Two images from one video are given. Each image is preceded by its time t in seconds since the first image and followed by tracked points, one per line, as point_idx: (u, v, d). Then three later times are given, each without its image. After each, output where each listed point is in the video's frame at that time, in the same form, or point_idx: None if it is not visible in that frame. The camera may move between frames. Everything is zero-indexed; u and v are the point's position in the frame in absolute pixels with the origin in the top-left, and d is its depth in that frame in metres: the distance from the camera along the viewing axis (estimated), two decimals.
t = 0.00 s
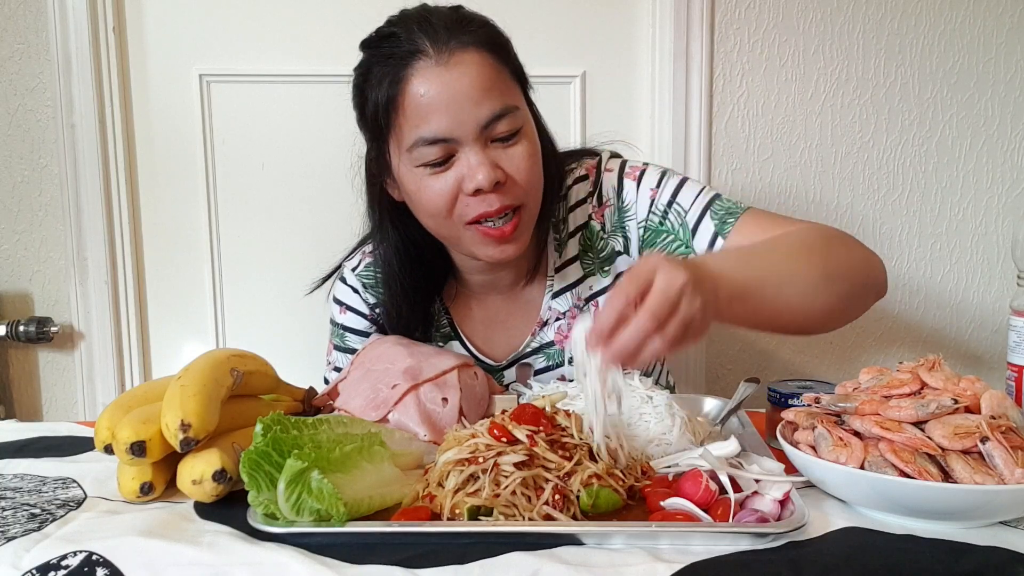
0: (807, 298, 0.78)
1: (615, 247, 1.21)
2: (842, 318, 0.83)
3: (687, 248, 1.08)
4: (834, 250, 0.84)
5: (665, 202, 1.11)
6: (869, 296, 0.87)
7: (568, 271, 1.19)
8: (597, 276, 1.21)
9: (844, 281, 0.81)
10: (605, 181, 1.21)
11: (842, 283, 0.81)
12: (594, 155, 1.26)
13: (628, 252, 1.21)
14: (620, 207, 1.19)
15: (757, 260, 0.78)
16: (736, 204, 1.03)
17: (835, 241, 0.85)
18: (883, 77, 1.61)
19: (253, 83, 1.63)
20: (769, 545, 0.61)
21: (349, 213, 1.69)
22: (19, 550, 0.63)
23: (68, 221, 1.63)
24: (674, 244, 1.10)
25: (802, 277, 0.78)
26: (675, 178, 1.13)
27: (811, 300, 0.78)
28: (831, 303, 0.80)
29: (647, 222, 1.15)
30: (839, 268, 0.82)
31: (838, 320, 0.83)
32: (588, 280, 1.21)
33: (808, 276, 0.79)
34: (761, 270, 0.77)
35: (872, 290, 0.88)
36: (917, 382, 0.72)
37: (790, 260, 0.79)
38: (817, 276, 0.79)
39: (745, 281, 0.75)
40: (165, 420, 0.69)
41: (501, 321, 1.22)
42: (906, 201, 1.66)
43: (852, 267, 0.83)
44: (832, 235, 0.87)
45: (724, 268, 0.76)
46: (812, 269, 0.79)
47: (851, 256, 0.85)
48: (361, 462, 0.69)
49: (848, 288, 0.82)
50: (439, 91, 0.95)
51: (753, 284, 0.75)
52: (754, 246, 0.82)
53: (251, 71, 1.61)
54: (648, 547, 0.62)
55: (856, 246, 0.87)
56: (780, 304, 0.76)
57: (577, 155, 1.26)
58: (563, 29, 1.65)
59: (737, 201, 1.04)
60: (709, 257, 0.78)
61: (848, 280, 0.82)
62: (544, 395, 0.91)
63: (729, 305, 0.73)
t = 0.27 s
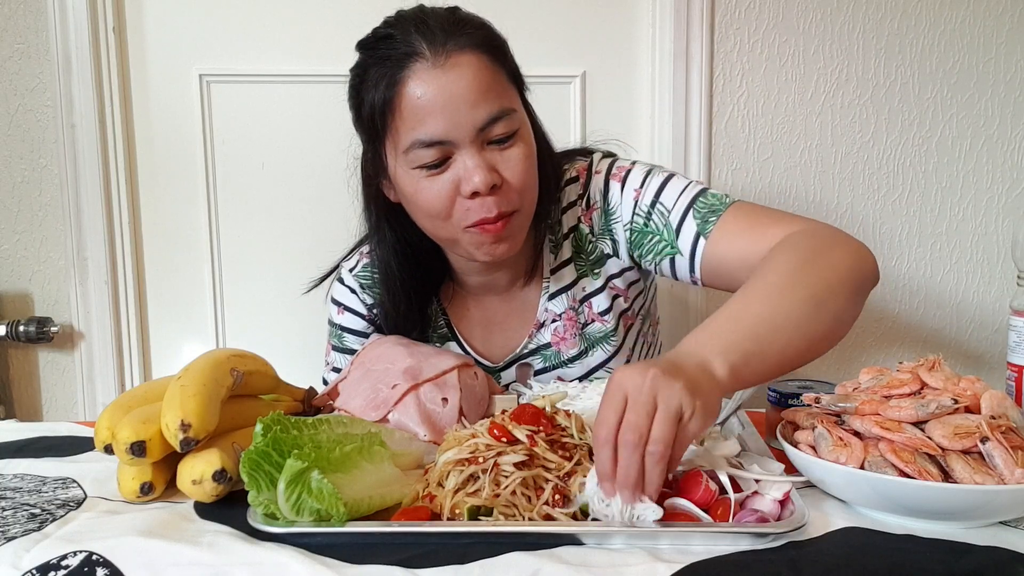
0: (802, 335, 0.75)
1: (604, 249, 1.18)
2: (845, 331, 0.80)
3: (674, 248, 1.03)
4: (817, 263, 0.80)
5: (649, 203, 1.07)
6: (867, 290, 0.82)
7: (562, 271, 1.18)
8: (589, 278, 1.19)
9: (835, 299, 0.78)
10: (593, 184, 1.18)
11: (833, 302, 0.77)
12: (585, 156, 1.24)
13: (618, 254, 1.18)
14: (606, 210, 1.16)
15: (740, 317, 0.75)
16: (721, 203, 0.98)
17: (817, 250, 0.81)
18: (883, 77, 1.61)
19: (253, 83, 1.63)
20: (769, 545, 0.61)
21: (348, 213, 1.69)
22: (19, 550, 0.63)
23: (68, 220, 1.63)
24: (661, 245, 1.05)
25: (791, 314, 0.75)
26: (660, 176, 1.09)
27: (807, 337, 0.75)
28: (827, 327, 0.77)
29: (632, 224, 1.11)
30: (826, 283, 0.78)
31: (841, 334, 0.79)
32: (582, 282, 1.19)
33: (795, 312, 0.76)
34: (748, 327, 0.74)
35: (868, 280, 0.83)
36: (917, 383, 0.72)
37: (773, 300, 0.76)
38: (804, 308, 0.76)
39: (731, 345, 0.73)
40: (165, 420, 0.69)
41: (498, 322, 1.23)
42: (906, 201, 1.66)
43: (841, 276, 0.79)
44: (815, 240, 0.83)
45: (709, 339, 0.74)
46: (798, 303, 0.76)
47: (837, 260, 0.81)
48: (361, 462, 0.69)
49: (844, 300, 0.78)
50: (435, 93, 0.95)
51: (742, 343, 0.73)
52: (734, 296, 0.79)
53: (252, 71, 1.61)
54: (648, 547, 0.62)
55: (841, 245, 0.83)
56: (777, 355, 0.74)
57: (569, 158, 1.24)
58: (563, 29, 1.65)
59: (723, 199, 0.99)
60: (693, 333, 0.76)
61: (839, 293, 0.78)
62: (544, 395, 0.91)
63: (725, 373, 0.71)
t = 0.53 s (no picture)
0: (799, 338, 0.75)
1: (600, 250, 1.18)
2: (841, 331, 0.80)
3: (669, 249, 1.02)
4: (814, 263, 0.79)
5: (643, 202, 1.07)
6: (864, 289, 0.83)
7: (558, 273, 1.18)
8: (586, 278, 1.19)
9: (832, 300, 0.78)
10: (589, 185, 1.19)
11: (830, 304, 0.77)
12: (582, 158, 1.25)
13: (614, 254, 1.18)
14: (602, 210, 1.16)
15: (738, 324, 0.75)
16: (715, 201, 0.98)
17: (812, 249, 0.81)
18: (883, 77, 1.61)
19: (253, 83, 1.63)
20: (769, 545, 0.61)
21: (349, 213, 1.69)
22: (19, 549, 0.63)
23: (68, 220, 1.63)
24: (656, 244, 1.05)
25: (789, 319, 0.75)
26: (654, 176, 1.09)
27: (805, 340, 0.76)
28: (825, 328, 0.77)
29: (627, 224, 1.11)
30: (822, 284, 0.78)
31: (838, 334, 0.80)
32: (578, 282, 1.19)
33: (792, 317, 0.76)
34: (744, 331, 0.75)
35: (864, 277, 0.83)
36: (917, 382, 0.72)
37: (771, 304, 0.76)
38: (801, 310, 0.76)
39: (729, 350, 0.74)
40: (165, 420, 0.69)
41: (496, 322, 1.23)
42: (906, 201, 1.66)
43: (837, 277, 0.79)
44: (811, 240, 0.83)
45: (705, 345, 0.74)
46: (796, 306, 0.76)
47: (833, 259, 0.80)
48: (361, 462, 0.69)
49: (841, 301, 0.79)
50: (426, 93, 0.95)
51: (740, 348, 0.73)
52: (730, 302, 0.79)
53: (252, 71, 1.62)
54: (648, 547, 0.62)
55: (835, 245, 0.83)
56: (776, 358, 0.74)
57: (565, 159, 1.25)
58: (563, 29, 1.65)
59: (718, 198, 0.99)
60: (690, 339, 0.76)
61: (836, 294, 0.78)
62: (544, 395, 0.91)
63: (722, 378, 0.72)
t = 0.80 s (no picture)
0: (796, 272, 0.81)
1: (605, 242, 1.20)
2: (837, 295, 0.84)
3: (677, 238, 1.07)
4: (826, 233, 0.87)
5: (653, 194, 1.10)
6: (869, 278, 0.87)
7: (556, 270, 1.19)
8: (589, 272, 1.20)
9: (834, 259, 0.84)
10: (594, 178, 1.22)
11: (830, 260, 0.83)
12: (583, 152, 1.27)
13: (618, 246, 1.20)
14: (608, 202, 1.19)
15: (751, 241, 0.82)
16: (722, 193, 1.02)
17: (823, 222, 0.89)
18: (883, 77, 1.61)
19: (253, 83, 1.63)
20: (768, 545, 0.61)
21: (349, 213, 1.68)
22: (19, 550, 0.63)
23: (68, 220, 1.63)
24: (664, 236, 1.09)
25: (793, 253, 0.82)
26: (663, 170, 1.12)
27: (799, 275, 0.81)
28: (823, 280, 0.82)
29: (636, 215, 1.14)
30: (828, 246, 0.85)
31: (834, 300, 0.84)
32: (579, 276, 1.20)
33: (798, 255, 0.82)
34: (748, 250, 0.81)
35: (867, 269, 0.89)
36: (917, 382, 0.72)
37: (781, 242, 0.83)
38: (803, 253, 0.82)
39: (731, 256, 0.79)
40: (165, 420, 0.69)
41: (493, 318, 1.22)
42: (906, 201, 1.66)
43: (843, 247, 0.86)
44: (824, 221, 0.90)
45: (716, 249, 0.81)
46: (803, 248, 0.83)
47: (840, 237, 0.87)
48: (361, 462, 0.69)
49: (844, 264, 0.84)
50: (416, 86, 0.95)
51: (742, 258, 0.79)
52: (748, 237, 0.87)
53: (252, 71, 1.62)
54: (648, 547, 0.62)
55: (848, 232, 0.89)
56: (769, 274, 0.79)
57: (565, 154, 1.27)
58: (563, 29, 1.65)
59: (724, 192, 1.02)
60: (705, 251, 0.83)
61: (838, 257, 0.84)
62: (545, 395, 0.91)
63: (728, 278, 0.75)
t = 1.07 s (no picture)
0: (776, 240, 0.87)
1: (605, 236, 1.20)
2: (807, 277, 0.90)
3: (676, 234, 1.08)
4: (824, 223, 0.91)
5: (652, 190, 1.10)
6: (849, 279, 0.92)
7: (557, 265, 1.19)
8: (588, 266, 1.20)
9: (819, 243, 0.89)
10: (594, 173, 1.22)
11: (813, 243, 0.88)
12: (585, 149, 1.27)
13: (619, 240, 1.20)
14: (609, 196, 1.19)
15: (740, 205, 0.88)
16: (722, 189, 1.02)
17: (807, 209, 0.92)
18: (883, 77, 1.61)
19: (253, 83, 1.63)
20: (769, 545, 0.61)
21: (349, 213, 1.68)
22: (19, 550, 0.63)
23: (68, 220, 1.63)
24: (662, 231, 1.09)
25: (781, 222, 0.87)
26: (662, 166, 1.12)
27: (777, 241, 0.87)
28: (797, 256, 0.88)
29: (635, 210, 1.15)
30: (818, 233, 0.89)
31: (801, 281, 0.91)
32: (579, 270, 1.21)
33: (783, 225, 0.88)
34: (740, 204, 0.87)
35: (852, 271, 0.94)
36: (917, 382, 0.72)
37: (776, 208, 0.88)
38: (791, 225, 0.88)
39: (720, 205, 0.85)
40: (165, 420, 0.69)
41: (496, 311, 1.22)
42: (906, 201, 1.66)
43: (834, 238, 0.90)
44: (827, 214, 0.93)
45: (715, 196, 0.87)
46: (792, 221, 0.88)
47: (836, 231, 0.91)
48: (361, 462, 0.69)
49: (825, 252, 0.90)
50: (415, 80, 0.95)
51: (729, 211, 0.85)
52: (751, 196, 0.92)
53: (252, 71, 1.62)
54: (647, 547, 0.62)
55: (852, 232, 0.93)
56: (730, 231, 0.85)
57: (567, 151, 1.27)
58: (564, 29, 1.64)
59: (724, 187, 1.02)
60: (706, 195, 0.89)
61: (822, 243, 0.89)
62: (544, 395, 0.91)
63: (699, 225, 0.82)
